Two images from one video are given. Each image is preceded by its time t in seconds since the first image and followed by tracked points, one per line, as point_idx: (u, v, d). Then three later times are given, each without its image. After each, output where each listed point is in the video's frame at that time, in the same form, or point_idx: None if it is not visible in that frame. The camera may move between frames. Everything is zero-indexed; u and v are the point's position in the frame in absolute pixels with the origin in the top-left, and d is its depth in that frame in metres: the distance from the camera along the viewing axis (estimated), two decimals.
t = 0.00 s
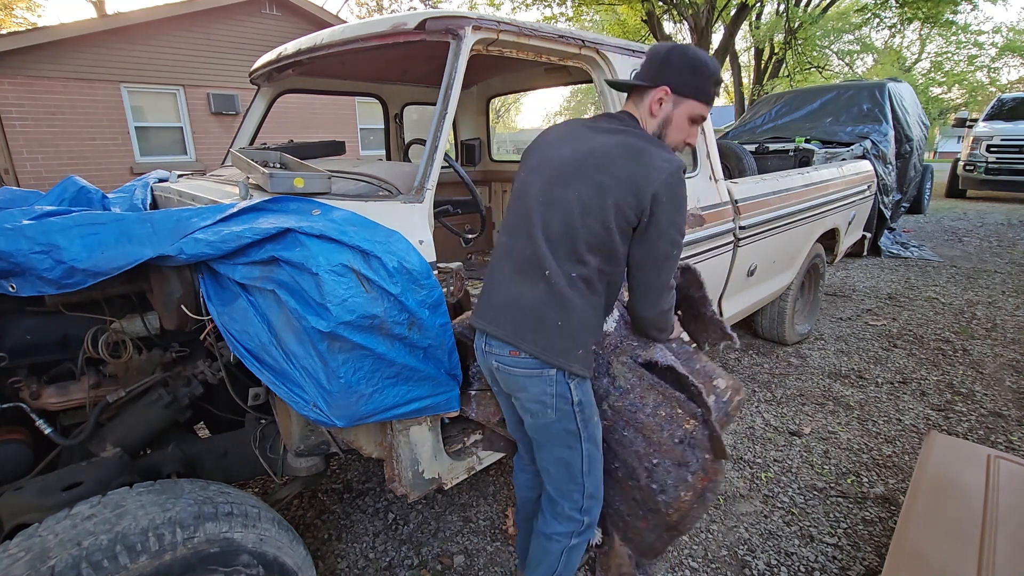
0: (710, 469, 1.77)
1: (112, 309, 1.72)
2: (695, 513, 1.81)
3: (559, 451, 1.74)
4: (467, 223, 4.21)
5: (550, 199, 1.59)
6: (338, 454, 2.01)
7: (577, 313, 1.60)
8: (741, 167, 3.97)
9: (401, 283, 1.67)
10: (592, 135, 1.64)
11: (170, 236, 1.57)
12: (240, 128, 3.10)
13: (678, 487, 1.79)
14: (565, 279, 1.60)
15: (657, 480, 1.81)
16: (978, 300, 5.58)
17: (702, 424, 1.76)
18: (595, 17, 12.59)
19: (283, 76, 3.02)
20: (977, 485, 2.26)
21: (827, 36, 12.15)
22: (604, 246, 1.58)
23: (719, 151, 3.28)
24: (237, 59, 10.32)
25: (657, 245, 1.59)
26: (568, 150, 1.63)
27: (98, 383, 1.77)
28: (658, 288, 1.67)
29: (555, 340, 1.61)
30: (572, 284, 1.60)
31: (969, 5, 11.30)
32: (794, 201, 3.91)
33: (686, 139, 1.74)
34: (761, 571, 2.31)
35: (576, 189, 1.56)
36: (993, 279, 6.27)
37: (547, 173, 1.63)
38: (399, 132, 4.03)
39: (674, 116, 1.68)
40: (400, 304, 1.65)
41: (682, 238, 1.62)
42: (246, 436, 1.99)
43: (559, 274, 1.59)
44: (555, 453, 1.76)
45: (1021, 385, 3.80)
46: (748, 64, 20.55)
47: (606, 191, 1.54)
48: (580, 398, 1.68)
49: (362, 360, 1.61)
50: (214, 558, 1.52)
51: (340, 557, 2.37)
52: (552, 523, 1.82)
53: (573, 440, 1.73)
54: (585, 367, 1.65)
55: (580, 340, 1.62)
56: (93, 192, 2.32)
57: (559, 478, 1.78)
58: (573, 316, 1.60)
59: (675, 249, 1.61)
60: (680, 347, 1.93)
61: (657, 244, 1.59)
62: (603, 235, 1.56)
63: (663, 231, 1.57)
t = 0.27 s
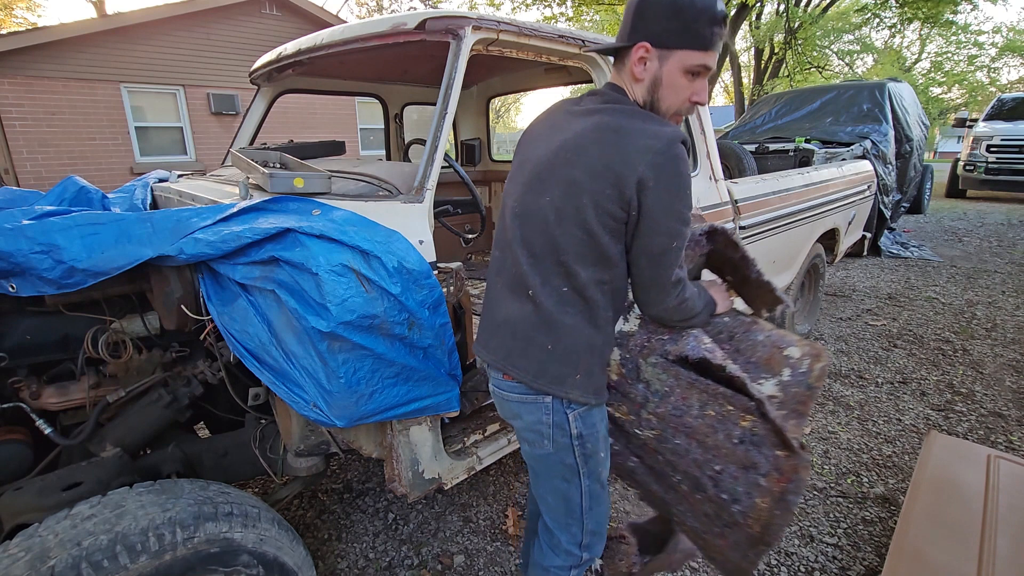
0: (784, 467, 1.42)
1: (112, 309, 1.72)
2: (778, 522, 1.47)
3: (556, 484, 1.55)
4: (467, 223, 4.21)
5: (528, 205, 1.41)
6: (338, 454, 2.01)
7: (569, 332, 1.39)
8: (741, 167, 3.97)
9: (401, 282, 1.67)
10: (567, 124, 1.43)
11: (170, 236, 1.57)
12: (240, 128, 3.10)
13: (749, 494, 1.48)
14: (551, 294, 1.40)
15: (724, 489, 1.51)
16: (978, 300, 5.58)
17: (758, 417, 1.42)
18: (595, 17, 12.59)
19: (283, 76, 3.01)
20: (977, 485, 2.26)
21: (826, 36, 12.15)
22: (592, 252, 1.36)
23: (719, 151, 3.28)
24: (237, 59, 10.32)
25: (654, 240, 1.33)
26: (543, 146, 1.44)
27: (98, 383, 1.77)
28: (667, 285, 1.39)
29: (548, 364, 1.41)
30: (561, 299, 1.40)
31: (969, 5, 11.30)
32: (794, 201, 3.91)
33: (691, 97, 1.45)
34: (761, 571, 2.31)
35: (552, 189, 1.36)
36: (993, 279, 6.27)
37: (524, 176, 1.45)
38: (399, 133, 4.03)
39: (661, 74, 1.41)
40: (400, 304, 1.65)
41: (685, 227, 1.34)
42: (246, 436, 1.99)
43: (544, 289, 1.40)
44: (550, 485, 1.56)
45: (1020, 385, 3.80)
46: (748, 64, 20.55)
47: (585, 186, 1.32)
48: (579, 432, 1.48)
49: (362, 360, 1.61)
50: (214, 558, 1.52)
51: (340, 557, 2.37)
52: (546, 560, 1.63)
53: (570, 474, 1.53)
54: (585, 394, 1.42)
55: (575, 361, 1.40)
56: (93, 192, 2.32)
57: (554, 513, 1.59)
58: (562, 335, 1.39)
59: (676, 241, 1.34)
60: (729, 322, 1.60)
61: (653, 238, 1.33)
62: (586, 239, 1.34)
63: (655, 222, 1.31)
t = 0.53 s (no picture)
0: (907, 468, 0.97)
1: (113, 309, 1.72)
2: (920, 554, 0.99)
3: (535, 494, 1.47)
4: (467, 223, 4.21)
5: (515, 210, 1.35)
6: (338, 454, 2.01)
7: (550, 342, 1.28)
8: (741, 167, 3.97)
9: (401, 282, 1.67)
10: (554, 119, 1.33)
11: (170, 236, 1.57)
12: (240, 128, 3.10)
13: (865, 514, 1.04)
14: (534, 300, 1.31)
15: (836, 512, 1.09)
16: (978, 299, 5.58)
17: (841, 395, 1.06)
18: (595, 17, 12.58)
19: (282, 76, 3.01)
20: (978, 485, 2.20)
21: (826, 36, 12.15)
22: (571, 253, 1.23)
23: (719, 151, 3.28)
24: (237, 59, 10.33)
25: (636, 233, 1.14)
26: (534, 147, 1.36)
27: (98, 383, 1.77)
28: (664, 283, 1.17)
29: (531, 379, 1.32)
30: (544, 307, 1.29)
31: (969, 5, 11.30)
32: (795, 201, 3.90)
33: (693, 58, 1.22)
34: (760, 571, 2.31)
35: (530, 192, 1.29)
36: (993, 279, 6.27)
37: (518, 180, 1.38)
38: (398, 133, 4.03)
39: (648, 37, 1.22)
40: (400, 304, 1.65)
41: (677, 214, 1.13)
42: (246, 436, 1.99)
43: (527, 299, 1.32)
44: (530, 493, 1.48)
45: (1021, 385, 3.80)
46: (748, 64, 20.54)
47: (558, 183, 1.22)
48: (550, 449, 1.38)
49: (362, 360, 1.61)
50: (214, 558, 1.52)
51: (340, 557, 2.37)
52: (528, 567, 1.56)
53: (547, 488, 1.44)
54: (569, 412, 1.29)
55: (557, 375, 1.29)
56: (93, 192, 2.32)
57: (534, 523, 1.51)
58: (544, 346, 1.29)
59: (668, 231, 1.13)
60: (819, 297, 1.27)
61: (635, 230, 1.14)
62: (562, 241, 1.23)
63: (634, 212, 1.13)
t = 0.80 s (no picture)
0: None
1: (113, 309, 1.72)
2: None
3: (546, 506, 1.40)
4: (467, 223, 4.21)
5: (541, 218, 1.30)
6: (338, 453, 2.01)
7: (563, 350, 1.19)
8: (741, 167, 3.96)
9: (401, 282, 1.67)
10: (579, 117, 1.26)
11: (170, 236, 1.57)
12: (240, 128, 3.10)
13: None
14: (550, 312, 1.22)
15: (994, 559, 0.78)
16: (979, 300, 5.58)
17: (967, 381, 0.78)
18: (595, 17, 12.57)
19: (282, 76, 3.01)
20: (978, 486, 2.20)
21: (827, 36, 12.15)
22: (580, 253, 1.13)
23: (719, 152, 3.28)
24: (237, 59, 10.33)
25: (649, 223, 1.01)
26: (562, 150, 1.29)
27: (98, 383, 1.77)
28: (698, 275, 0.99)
29: (546, 387, 1.24)
30: (559, 314, 1.20)
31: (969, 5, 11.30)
32: (794, 201, 3.90)
33: (722, 27, 1.11)
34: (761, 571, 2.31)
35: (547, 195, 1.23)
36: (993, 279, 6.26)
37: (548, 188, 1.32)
38: (398, 133, 4.03)
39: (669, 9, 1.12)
40: (400, 304, 1.65)
41: (695, 198, 0.97)
42: (246, 436, 1.99)
43: (542, 304, 1.25)
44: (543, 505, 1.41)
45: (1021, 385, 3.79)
46: (748, 64, 20.54)
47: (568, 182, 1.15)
48: (559, 465, 1.29)
49: (362, 360, 1.61)
50: (214, 558, 1.52)
51: (340, 557, 2.37)
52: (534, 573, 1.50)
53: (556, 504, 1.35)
54: (578, 427, 1.19)
55: (570, 388, 1.19)
56: (93, 192, 2.32)
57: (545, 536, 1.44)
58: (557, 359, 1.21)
59: (683, 219, 0.96)
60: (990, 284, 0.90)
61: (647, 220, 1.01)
62: (572, 241, 1.14)
63: (641, 199, 1.00)
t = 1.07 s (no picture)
0: None
1: (113, 309, 1.72)
2: None
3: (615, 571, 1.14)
4: (467, 223, 4.21)
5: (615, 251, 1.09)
6: (338, 454, 2.01)
7: (649, 401, 0.93)
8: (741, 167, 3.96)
9: (401, 282, 1.67)
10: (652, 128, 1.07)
11: (170, 236, 1.57)
12: (240, 128, 3.10)
13: None
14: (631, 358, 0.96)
15: None
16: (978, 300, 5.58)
17: None
18: (595, 17, 12.58)
19: (283, 76, 3.01)
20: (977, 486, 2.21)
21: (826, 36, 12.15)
22: (664, 283, 0.89)
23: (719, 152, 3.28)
24: (237, 59, 10.33)
25: (760, 239, 0.77)
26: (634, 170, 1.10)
27: (98, 383, 1.77)
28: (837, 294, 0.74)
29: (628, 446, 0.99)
30: (641, 363, 0.94)
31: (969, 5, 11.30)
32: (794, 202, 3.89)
33: None
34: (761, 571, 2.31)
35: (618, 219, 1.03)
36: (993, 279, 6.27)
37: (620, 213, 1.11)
38: (398, 133, 4.03)
39: None
40: (400, 304, 1.65)
41: (815, 200, 0.74)
42: (246, 436, 1.98)
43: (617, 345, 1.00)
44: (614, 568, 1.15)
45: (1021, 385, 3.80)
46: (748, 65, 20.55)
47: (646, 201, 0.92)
48: (632, 531, 1.05)
49: (362, 360, 1.61)
50: (214, 558, 1.51)
51: (340, 557, 2.37)
52: None
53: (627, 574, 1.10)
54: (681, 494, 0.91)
55: (659, 454, 0.93)
56: (93, 192, 2.32)
57: None
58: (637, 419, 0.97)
59: (797, 227, 0.74)
60: None
61: (756, 235, 0.78)
62: (655, 268, 0.90)
63: (739, 208, 0.78)
